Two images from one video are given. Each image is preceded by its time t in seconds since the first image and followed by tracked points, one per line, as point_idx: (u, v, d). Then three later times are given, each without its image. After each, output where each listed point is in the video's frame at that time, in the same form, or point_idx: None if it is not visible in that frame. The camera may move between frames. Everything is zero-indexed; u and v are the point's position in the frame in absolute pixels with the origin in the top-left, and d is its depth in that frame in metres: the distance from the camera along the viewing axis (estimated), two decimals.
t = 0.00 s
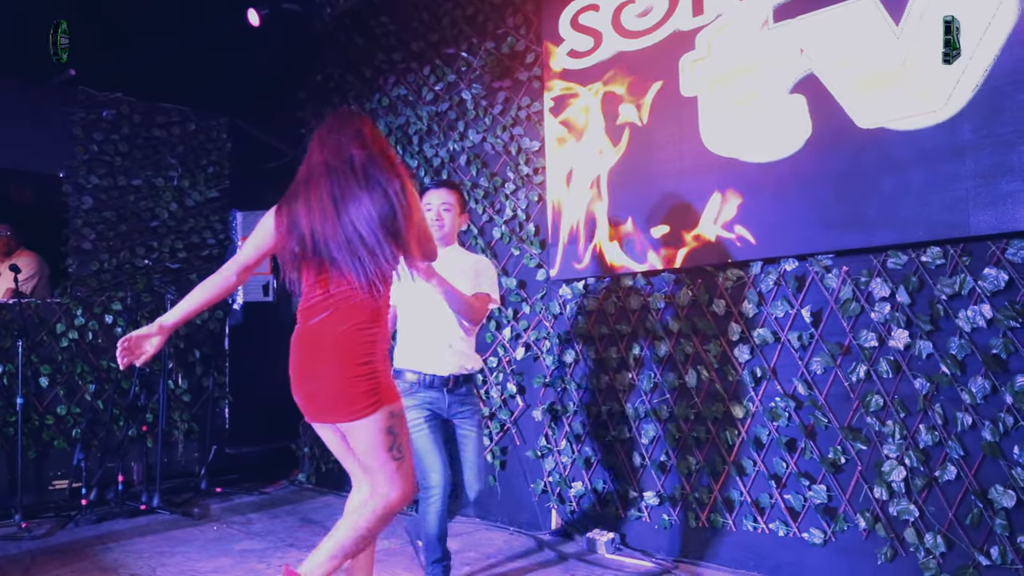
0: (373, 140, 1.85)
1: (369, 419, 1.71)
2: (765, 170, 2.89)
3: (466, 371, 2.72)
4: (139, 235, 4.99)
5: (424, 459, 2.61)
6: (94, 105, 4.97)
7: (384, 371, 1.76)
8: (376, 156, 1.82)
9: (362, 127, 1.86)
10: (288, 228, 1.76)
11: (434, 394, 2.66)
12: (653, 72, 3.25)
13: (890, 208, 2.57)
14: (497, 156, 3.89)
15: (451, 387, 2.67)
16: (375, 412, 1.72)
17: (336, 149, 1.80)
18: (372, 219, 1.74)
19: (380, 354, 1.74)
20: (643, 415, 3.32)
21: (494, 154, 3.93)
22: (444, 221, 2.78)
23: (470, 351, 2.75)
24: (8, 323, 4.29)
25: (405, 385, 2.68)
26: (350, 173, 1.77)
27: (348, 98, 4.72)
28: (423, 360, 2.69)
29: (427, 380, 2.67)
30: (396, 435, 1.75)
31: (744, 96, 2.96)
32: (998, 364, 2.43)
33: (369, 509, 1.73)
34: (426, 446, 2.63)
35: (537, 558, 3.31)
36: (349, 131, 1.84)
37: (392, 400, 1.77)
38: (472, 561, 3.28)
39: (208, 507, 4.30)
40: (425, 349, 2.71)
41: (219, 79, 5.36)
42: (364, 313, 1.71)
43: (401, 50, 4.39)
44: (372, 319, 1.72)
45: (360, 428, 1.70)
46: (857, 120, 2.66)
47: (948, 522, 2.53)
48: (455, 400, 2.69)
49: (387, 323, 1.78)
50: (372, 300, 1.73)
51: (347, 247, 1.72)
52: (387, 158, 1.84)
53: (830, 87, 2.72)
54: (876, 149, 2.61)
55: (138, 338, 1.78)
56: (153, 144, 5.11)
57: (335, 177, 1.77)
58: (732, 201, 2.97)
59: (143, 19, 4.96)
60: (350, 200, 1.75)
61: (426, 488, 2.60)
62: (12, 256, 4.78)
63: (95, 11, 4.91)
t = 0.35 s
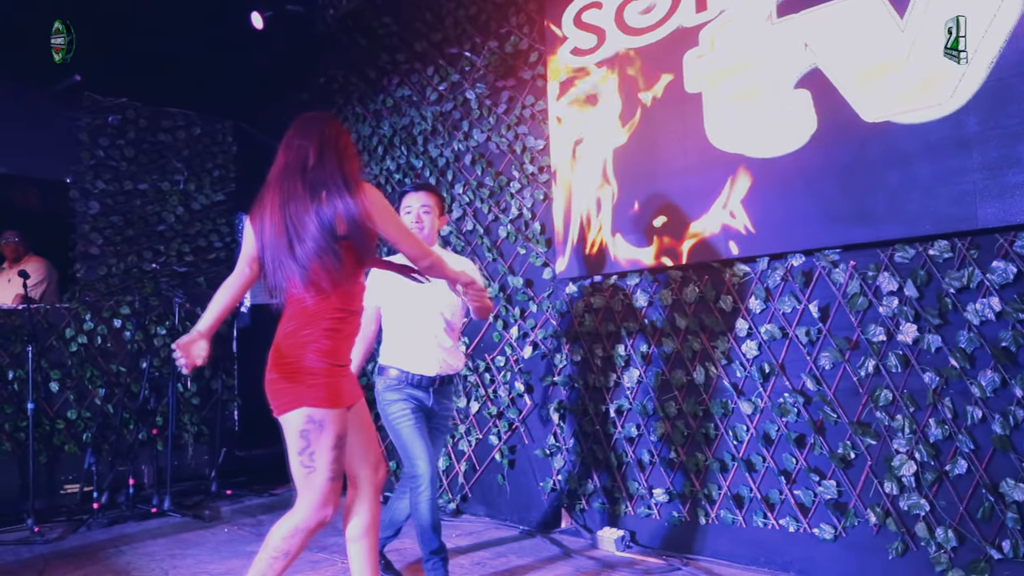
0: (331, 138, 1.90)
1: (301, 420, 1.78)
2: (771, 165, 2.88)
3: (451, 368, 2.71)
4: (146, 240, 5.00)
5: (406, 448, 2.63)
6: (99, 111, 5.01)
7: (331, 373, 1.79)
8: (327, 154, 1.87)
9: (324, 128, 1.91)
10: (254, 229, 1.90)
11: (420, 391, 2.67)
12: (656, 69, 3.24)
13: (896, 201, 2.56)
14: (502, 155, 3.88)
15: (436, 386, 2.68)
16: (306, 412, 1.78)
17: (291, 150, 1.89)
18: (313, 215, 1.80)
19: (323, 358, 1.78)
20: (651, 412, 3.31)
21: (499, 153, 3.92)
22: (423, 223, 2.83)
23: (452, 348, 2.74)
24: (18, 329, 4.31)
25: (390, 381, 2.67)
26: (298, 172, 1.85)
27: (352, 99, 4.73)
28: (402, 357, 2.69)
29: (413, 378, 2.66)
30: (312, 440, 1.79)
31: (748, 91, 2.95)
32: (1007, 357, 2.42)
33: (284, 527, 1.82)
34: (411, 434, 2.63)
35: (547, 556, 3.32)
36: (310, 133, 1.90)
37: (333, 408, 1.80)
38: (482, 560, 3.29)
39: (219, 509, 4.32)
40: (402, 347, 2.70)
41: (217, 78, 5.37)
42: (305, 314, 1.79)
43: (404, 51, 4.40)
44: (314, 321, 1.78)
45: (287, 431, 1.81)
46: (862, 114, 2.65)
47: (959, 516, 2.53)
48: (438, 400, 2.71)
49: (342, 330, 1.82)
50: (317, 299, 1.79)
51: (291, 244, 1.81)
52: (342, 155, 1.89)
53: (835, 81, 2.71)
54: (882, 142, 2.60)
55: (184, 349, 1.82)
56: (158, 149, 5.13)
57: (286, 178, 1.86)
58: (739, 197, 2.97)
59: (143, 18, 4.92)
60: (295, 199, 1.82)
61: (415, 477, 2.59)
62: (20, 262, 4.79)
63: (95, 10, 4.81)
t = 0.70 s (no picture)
0: (309, 133, 1.96)
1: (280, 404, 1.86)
2: (779, 156, 2.87)
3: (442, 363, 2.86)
4: (156, 236, 5.04)
5: (390, 438, 2.78)
6: (109, 108, 5.05)
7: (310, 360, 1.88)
8: (301, 148, 1.93)
9: (309, 122, 1.97)
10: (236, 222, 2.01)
11: (406, 384, 2.82)
12: (664, 61, 3.23)
13: (907, 191, 2.55)
14: (510, 149, 3.89)
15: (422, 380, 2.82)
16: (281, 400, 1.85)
17: (272, 143, 1.97)
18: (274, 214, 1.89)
19: (303, 347, 1.87)
20: (661, 404, 3.31)
21: (508, 146, 3.92)
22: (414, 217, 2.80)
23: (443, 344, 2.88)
24: (30, 325, 4.34)
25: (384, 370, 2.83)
26: (271, 169, 1.94)
27: (360, 93, 4.74)
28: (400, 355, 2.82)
29: (401, 372, 2.81)
30: (296, 426, 1.87)
31: (757, 82, 2.94)
32: (1019, 346, 2.41)
33: (268, 511, 1.90)
34: (396, 423, 2.79)
35: (558, 548, 3.33)
36: (295, 126, 1.97)
37: (311, 395, 1.87)
38: (494, 552, 3.30)
39: (231, 502, 4.35)
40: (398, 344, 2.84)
41: (217, 78, 5.34)
42: (284, 304, 1.88)
43: (412, 45, 4.40)
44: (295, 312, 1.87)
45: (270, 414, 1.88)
46: (872, 103, 2.64)
47: (971, 506, 2.52)
48: (425, 393, 2.86)
49: (321, 320, 1.90)
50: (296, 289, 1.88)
51: (254, 241, 1.90)
52: (317, 148, 1.94)
53: (844, 70, 2.70)
54: (891, 132, 2.59)
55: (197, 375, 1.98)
56: (167, 145, 5.16)
57: (261, 174, 1.96)
58: (748, 189, 2.96)
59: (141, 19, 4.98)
60: (267, 192, 1.92)
61: (393, 462, 2.75)
62: (33, 260, 4.84)
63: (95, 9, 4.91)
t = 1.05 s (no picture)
0: (312, 132, 1.98)
1: (321, 404, 1.90)
2: (794, 150, 2.85)
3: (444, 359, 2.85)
4: (172, 231, 5.07)
5: (375, 450, 2.80)
6: (125, 104, 5.11)
7: (345, 358, 1.94)
8: (303, 147, 1.96)
9: (313, 122, 2.01)
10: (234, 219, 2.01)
11: (405, 382, 2.81)
12: (678, 55, 3.21)
13: (924, 184, 2.53)
14: (524, 144, 3.89)
15: (422, 377, 2.81)
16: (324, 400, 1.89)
17: (275, 141, 2.00)
18: (275, 210, 1.90)
19: (341, 344, 1.92)
20: (675, 400, 3.30)
21: (521, 142, 3.92)
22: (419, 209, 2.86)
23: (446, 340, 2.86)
24: (48, 320, 4.38)
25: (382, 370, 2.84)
26: (273, 166, 1.96)
27: (374, 89, 4.75)
28: (399, 350, 2.82)
29: (400, 368, 2.81)
30: (335, 422, 1.92)
31: (772, 76, 2.93)
32: None
33: (295, 501, 1.91)
34: (380, 434, 2.81)
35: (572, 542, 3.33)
36: (299, 127, 2.00)
37: (348, 391, 1.94)
38: (508, 547, 3.30)
39: (246, 496, 4.37)
40: (398, 340, 2.83)
41: (217, 78, 5.32)
42: (322, 303, 1.90)
43: (425, 40, 4.40)
44: (331, 310, 1.91)
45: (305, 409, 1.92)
46: (888, 96, 2.61)
47: (988, 503, 2.50)
48: (423, 392, 2.83)
49: (352, 314, 1.95)
50: (332, 288, 1.91)
51: (254, 235, 1.90)
52: (320, 147, 1.97)
53: (860, 63, 2.67)
54: (908, 125, 2.57)
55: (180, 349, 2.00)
56: (183, 141, 5.19)
57: (264, 171, 1.98)
58: (763, 183, 2.94)
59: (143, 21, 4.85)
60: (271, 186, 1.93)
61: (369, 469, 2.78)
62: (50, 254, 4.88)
63: (95, 10, 4.72)
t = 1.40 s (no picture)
0: (335, 138, 2.00)
1: (366, 403, 1.98)
2: (813, 147, 2.84)
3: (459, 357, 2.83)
4: (191, 227, 5.10)
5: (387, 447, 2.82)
6: (145, 100, 5.15)
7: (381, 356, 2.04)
8: (327, 153, 1.97)
9: (336, 127, 2.02)
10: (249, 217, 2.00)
11: (416, 377, 2.81)
12: (696, 51, 3.20)
13: (945, 182, 2.51)
14: (541, 140, 3.88)
15: (433, 372, 2.80)
16: (371, 397, 1.98)
17: (297, 146, 2.00)
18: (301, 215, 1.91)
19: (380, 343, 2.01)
20: (691, 397, 3.29)
21: (538, 138, 3.92)
22: (436, 205, 2.87)
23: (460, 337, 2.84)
24: (69, 314, 4.42)
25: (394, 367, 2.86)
26: (295, 170, 1.96)
27: (391, 85, 4.76)
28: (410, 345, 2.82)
29: (412, 363, 2.81)
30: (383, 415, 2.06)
31: (792, 72, 2.91)
32: None
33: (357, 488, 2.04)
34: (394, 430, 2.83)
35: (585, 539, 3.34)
36: (321, 131, 2.01)
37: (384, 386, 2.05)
38: (523, 543, 3.31)
39: (263, 490, 4.40)
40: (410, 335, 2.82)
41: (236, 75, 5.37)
42: (365, 307, 1.96)
43: (443, 37, 4.40)
44: (373, 308, 1.98)
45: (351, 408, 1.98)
46: (910, 93, 2.59)
47: (1008, 503, 2.48)
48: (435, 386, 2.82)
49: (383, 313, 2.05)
50: (368, 291, 1.97)
51: (280, 238, 1.90)
52: (343, 154, 1.99)
53: (881, 59, 2.66)
54: (929, 122, 2.55)
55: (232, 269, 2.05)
56: (202, 137, 5.21)
57: (284, 174, 1.98)
58: (783, 179, 2.92)
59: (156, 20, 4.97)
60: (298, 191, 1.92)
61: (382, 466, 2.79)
62: (71, 249, 4.93)
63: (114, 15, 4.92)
